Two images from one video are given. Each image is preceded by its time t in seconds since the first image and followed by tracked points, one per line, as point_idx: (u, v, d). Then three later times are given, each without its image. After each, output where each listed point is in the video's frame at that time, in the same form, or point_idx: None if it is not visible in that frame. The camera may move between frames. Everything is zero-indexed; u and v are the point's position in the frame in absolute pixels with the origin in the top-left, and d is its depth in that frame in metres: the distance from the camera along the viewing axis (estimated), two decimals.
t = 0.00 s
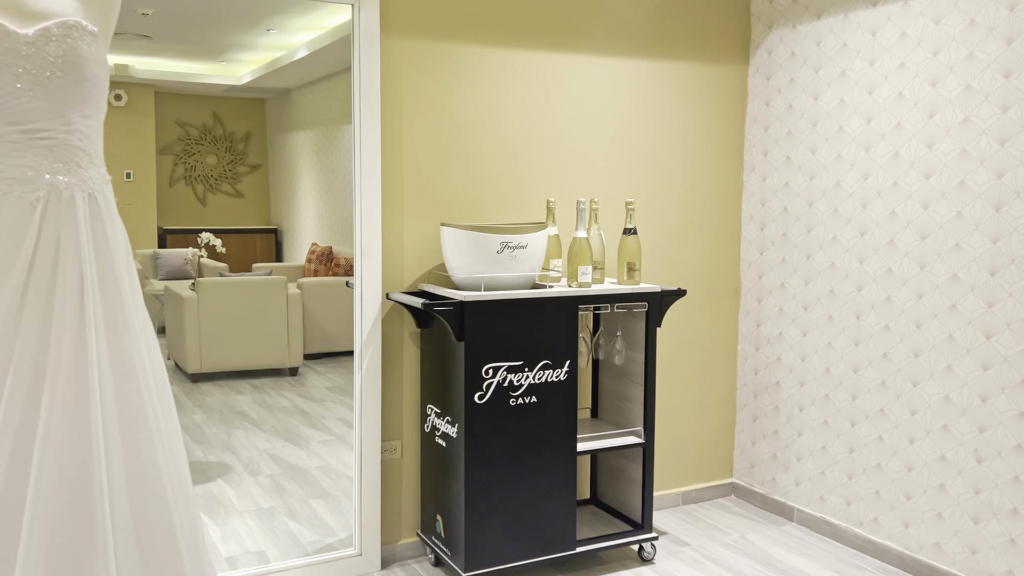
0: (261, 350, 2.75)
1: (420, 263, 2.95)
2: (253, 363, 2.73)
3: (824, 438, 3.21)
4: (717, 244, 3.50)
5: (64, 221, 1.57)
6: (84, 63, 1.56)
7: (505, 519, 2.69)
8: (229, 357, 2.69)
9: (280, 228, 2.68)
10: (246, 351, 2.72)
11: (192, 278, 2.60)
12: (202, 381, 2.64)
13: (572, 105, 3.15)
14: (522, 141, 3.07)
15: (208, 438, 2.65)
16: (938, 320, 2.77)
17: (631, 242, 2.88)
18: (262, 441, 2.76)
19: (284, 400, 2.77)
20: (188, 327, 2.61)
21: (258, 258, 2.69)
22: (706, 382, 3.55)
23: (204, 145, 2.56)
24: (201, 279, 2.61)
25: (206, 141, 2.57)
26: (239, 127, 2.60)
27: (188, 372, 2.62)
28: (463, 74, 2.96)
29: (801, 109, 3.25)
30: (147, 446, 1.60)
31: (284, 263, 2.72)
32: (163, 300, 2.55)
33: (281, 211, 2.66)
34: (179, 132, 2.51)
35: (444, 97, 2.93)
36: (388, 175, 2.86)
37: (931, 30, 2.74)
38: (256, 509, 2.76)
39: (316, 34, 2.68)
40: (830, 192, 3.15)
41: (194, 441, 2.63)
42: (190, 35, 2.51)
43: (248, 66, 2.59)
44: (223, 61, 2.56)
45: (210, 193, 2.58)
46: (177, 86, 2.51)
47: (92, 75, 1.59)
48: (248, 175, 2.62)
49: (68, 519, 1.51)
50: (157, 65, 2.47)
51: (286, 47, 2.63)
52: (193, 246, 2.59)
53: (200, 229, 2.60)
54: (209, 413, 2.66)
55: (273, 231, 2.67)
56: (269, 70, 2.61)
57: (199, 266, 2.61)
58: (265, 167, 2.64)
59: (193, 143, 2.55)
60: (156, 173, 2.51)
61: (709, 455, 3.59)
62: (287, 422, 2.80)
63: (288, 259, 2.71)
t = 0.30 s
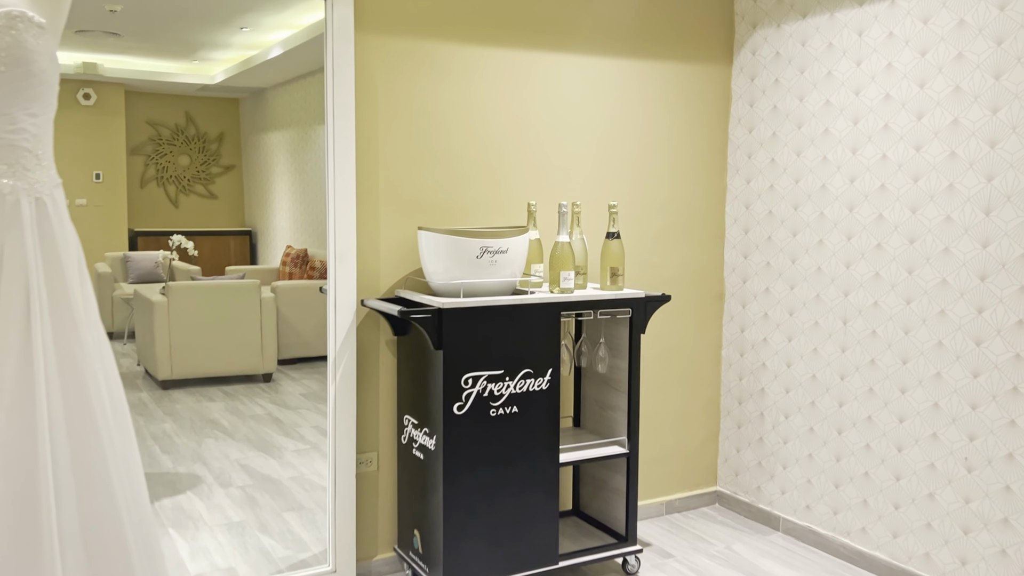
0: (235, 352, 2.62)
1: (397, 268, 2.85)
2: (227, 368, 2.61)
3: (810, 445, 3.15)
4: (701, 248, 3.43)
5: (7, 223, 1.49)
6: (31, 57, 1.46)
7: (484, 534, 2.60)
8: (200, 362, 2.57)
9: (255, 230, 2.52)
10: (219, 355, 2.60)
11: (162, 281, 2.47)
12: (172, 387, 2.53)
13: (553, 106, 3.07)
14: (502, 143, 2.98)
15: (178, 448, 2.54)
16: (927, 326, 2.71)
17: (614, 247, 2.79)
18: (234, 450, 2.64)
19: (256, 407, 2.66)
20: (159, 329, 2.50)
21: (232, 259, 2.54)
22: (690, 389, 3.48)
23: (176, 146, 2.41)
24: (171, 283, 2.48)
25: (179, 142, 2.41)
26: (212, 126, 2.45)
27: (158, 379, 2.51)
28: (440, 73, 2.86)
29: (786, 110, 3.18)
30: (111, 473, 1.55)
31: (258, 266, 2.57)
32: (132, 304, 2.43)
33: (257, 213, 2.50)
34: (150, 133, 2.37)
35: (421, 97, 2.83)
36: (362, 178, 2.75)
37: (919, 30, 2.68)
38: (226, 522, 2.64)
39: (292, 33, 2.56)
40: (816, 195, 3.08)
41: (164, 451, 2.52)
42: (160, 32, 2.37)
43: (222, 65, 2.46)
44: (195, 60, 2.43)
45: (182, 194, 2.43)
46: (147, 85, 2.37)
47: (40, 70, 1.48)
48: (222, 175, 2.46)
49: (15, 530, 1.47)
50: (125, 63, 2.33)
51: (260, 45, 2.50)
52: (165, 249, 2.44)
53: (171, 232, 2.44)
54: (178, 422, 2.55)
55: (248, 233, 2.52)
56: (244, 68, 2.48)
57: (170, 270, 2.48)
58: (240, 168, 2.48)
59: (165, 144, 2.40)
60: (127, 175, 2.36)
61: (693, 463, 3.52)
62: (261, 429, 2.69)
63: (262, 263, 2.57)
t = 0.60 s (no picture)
0: (206, 360, 2.79)
1: (373, 273, 2.74)
2: (199, 374, 2.77)
3: (795, 452, 3.09)
4: (683, 251, 3.37)
5: None
6: None
7: (464, 548, 2.51)
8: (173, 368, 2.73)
9: (228, 231, 2.59)
10: (192, 363, 2.77)
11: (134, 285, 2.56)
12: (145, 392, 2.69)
13: (533, 105, 2.98)
14: (481, 144, 2.90)
15: (146, 456, 2.67)
16: (915, 331, 2.66)
17: (597, 250, 2.71)
18: (202, 459, 2.75)
19: (228, 414, 2.77)
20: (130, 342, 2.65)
21: (205, 263, 2.58)
22: (673, 395, 3.41)
23: (148, 146, 2.47)
24: (141, 287, 2.59)
25: (150, 142, 2.48)
26: (184, 127, 2.52)
27: (128, 384, 2.65)
28: (418, 71, 2.76)
29: (770, 111, 3.13)
30: (48, 429, 1.31)
31: (232, 269, 2.63)
32: (102, 310, 2.55)
33: (230, 214, 2.58)
34: (121, 134, 2.46)
35: (398, 96, 2.74)
36: (337, 178, 2.64)
37: (906, 29, 2.63)
38: (196, 535, 2.69)
39: (266, 31, 2.51)
40: (800, 197, 3.03)
41: (132, 460, 2.64)
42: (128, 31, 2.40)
43: (194, 65, 2.55)
44: (168, 60, 2.52)
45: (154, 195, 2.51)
46: (121, 85, 2.45)
47: None
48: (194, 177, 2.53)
49: None
50: (95, 60, 2.37)
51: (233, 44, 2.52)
52: (135, 251, 2.52)
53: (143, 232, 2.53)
54: (149, 430, 2.71)
55: (221, 235, 2.58)
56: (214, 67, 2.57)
57: (141, 272, 2.54)
58: (212, 168, 2.55)
59: (137, 144, 2.49)
60: (97, 175, 2.47)
61: (675, 470, 3.45)
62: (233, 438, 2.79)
63: (236, 265, 2.63)
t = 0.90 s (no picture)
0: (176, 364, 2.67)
1: (346, 274, 2.65)
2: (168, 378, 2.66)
3: (777, 455, 3.05)
4: (664, 252, 3.31)
5: None
6: None
7: (441, 558, 2.43)
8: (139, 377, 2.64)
9: (199, 231, 2.55)
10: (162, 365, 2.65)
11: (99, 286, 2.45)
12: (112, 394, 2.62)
13: (511, 103, 2.91)
14: (458, 142, 2.82)
15: (112, 464, 2.60)
16: (898, 333, 2.63)
17: (577, 251, 2.65)
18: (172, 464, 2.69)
19: (198, 420, 2.73)
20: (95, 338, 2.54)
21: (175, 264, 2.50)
22: (653, 398, 3.35)
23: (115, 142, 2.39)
24: (108, 290, 2.48)
25: (119, 140, 2.41)
26: (153, 125, 2.50)
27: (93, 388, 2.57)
28: (392, 67, 2.68)
29: (751, 110, 3.09)
30: None
31: (202, 269, 2.58)
32: (66, 310, 2.42)
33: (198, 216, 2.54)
34: (87, 131, 2.40)
35: (372, 92, 2.65)
36: (309, 177, 2.55)
37: (890, 28, 2.60)
38: (163, 548, 2.57)
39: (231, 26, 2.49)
40: (782, 197, 2.99)
41: (97, 468, 2.56)
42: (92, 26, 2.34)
43: (163, 61, 2.52)
44: (136, 57, 2.49)
45: (122, 194, 2.41)
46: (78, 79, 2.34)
47: None
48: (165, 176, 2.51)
49: None
50: (62, 58, 2.35)
51: (201, 40, 2.48)
52: (103, 252, 2.44)
53: (111, 233, 2.44)
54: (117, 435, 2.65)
55: (191, 235, 2.54)
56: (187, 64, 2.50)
57: (109, 273, 2.44)
58: (181, 168, 2.55)
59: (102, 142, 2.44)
60: (62, 169, 2.37)
61: (656, 474, 3.40)
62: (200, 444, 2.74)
63: (206, 265, 2.58)
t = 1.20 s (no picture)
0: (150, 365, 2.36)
1: (325, 275, 2.56)
2: (140, 385, 2.36)
3: (765, 459, 3.00)
4: (650, 252, 3.25)
5: None
6: None
7: (423, 569, 2.35)
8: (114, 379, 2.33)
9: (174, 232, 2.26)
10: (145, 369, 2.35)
11: (71, 287, 2.18)
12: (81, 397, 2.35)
13: (494, 100, 2.84)
14: (441, 139, 2.74)
15: (82, 471, 2.33)
16: (889, 334, 2.59)
17: (564, 251, 2.58)
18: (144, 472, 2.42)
19: (173, 424, 2.43)
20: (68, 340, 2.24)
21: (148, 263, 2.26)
22: (639, 401, 3.29)
23: (87, 143, 2.12)
24: (78, 289, 2.19)
25: (90, 139, 2.13)
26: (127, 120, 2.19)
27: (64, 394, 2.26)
28: (371, 61, 2.59)
29: (738, 108, 3.04)
30: None
31: (176, 270, 2.30)
32: (35, 313, 2.15)
33: (177, 213, 2.25)
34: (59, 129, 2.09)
35: (351, 87, 2.57)
36: (286, 175, 2.47)
37: (880, 24, 2.56)
38: (133, 558, 2.41)
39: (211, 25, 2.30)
40: (770, 196, 2.94)
41: (67, 476, 2.31)
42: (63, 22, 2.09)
43: (137, 57, 2.20)
44: (107, 51, 2.16)
45: (95, 194, 2.15)
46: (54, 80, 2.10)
47: None
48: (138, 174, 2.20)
49: None
50: (31, 54, 2.06)
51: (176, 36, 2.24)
52: (73, 252, 2.15)
53: (82, 232, 2.15)
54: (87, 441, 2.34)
55: (165, 236, 2.26)
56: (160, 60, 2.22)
57: (81, 274, 2.18)
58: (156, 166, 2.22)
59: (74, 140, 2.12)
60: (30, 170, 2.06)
61: (642, 478, 3.33)
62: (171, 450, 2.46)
63: (181, 267, 2.30)
